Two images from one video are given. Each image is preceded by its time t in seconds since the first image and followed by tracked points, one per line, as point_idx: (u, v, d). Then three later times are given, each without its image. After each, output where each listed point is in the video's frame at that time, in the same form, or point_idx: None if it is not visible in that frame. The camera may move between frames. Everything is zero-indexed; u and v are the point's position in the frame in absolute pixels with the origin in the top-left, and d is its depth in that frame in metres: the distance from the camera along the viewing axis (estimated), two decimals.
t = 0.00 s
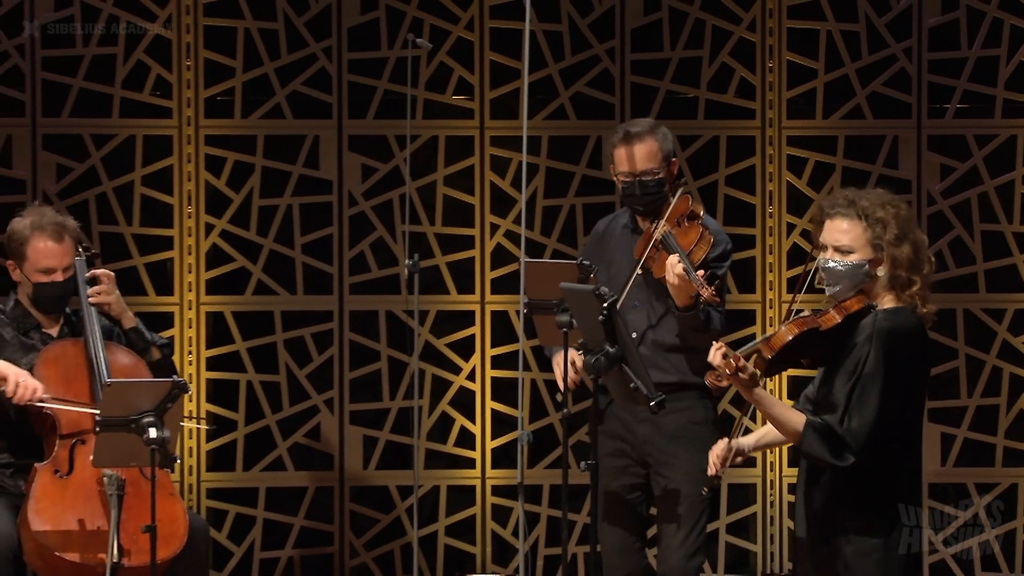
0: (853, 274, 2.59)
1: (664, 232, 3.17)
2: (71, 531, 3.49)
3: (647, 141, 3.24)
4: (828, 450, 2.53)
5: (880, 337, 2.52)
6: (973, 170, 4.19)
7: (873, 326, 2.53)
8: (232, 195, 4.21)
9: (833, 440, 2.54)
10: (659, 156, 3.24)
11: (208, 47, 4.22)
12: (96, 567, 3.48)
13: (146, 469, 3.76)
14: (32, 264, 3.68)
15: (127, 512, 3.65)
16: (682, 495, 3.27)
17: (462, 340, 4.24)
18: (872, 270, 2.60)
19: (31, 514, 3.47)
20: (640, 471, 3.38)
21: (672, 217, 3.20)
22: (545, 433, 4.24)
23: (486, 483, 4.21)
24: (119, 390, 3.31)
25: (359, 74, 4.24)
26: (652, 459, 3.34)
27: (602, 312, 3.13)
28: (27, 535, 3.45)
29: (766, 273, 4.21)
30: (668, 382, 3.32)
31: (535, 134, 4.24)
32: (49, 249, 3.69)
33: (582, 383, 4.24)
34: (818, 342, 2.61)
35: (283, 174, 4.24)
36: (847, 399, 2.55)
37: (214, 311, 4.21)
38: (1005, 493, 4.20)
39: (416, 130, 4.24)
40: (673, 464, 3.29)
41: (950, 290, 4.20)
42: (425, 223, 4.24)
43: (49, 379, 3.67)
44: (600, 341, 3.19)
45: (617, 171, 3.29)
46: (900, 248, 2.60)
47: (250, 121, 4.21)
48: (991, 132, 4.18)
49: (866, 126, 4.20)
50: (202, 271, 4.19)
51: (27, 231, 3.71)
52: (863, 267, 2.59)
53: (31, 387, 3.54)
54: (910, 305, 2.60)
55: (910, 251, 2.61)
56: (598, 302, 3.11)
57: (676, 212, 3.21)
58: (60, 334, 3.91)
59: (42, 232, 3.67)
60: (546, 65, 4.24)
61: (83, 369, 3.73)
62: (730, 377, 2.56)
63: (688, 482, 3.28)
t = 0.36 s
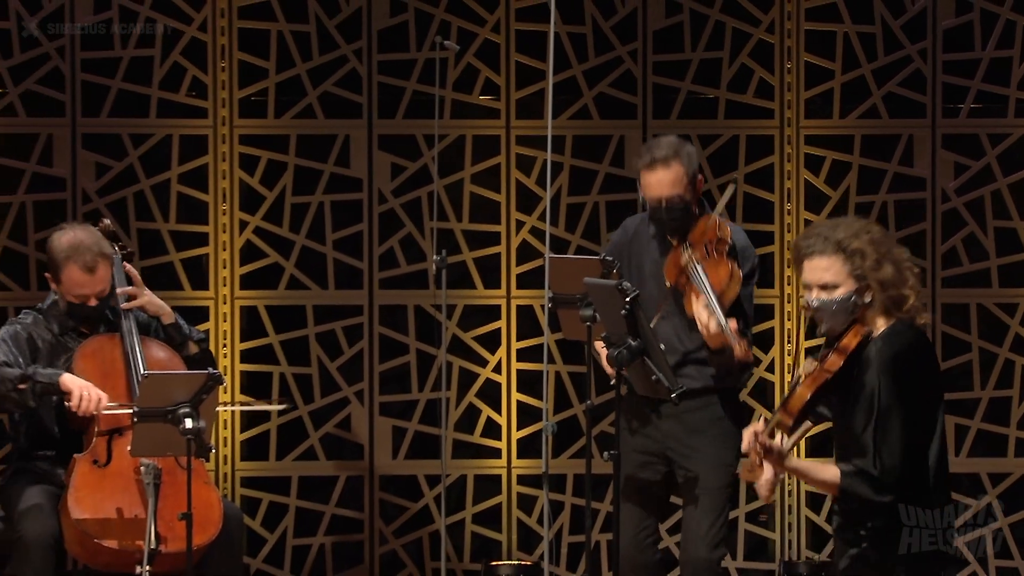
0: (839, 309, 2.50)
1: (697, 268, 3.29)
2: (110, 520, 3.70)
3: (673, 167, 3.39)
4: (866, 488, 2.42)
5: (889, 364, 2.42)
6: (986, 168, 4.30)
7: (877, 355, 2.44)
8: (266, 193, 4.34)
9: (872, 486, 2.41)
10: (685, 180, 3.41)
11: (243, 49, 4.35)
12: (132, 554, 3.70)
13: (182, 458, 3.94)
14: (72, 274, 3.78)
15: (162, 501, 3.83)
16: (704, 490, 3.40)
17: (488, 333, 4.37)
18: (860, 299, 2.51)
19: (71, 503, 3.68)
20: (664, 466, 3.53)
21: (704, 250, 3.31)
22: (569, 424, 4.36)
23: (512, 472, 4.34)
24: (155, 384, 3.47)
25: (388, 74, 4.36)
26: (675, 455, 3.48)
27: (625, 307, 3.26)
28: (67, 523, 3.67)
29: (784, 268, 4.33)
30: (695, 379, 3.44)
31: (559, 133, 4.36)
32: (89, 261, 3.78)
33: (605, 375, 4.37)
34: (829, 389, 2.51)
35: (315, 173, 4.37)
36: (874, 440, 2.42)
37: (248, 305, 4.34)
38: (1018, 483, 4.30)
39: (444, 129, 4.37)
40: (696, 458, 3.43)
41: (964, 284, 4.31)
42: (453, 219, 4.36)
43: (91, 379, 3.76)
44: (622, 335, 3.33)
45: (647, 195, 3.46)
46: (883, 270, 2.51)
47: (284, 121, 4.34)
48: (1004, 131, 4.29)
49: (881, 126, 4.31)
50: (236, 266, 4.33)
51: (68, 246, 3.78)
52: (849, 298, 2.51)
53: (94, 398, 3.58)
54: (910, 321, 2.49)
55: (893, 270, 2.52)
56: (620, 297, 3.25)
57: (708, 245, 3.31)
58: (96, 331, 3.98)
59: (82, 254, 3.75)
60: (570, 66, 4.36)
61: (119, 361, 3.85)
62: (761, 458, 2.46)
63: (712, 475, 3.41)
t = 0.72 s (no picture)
0: (820, 348, 2.80)
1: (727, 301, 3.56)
2: (145, 509, 3.88)
3: (692, 204, 3.58)
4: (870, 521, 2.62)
5: (873, 399, 2.63)
6: (998, 166, 4.42)
7: (860, 393, 2.65)
8: (297, 191, 4.47)
9: (871, 518, 2.62)
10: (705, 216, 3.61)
11: (274, 51, 4.48)
12: (166, 542, 3.88)
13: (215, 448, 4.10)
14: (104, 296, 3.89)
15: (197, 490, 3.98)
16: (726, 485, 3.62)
17: (513, 327, 4.50)
18: (835, 337, 2.79)
19: (109, 491, 3.87)
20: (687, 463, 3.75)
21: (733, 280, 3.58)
22: (591, 415, 4.49)
23: (535, 462, 4.47)
24: (191, 374, 3.63)
25: (416, 76, 4.49)
26: (698, 451, 3.71)
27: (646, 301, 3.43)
28: (105, 510, 3.85)
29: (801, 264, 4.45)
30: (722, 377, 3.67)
31: (582, 132, 4.49)
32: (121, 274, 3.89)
33: (626, 367, 4.49)
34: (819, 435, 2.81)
35: (344, 171, 4.50)
36: (866, 473, 2.63)
37: (280, 299, 4.47)
38: None
39: (470, 129, 4.50)
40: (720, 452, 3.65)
41: (977, 279, 4.43)
42: (478, 216, 4.49)
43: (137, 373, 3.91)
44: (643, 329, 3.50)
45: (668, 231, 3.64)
46: (850, 308, 2.73)
47: (314, 121, 4.47)
48: (1016, 130, 4.40)
49: (896, 125, 4.43)
50: (268, 262, 4.46)
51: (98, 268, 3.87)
52: (826, 338, 2.79)
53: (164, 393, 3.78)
54: (892, 352, 2.71)
55: (862, 305, 2.74)
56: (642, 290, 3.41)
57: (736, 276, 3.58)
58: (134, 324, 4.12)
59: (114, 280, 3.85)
60: (593, 68, 4.49)
61: (156, 354, 3.99)
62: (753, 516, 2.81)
63: (734, 468, 3.62)
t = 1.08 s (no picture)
0: (875, 324, 2.84)
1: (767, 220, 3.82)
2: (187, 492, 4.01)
3: (747, 130, 3.82)
4: (884, 498, 2.75)
5: (912, 385, 2.72)
6: (1014, 162, 4.54)
7: (902, 376, 2.74)
8: (331, 186, 4.60)
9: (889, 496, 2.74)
10: (756, 146, 3.84)
11: (309, 50, 4.60)
12: (206, 525, 4.01)
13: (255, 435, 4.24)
14: (147, 249, 4.17)
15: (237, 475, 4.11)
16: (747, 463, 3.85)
17: (541, 318, 4.63)
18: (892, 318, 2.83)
19: (152, 475, 3.99)
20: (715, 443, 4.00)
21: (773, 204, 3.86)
22: (617, 404, 4.62)
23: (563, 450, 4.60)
24: (228, 364, 3.79)
25: (446, 74, 4.62)
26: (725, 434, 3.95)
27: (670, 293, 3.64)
28: (148, 493, 3.97)
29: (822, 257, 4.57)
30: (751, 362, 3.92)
31: (608, 129, 4.61)
32: (163, 224, 4.18)
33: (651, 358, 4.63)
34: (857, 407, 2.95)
35: (376, 167, 4.63)
36: (893, 454, 2.74)
37: (314, 291, 4.60)
38: None
39: (499, 126, 4.62)
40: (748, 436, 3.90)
41: (993, 272, 4.54)
42: (507, 211, 4.62)
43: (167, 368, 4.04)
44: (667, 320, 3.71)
45: (716, 157, 3.88)
46: (911, 294, 2.79)
47: (347, 118, 4.60)
48: None
49: (914, 122, 4.55)
50: (303, 255, 4.59)
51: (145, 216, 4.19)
52: (884, 316, 2.83)
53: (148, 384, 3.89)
54: (940, 343, 2.76)
55: (923, 293, 2.79)
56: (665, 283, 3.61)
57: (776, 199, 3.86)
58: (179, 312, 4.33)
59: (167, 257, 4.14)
60: (618, 66, 4.61)
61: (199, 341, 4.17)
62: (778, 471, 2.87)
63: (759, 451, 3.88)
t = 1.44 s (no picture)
0: (940, 275, 3.27)
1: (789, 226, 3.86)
2: (235, 478, 4.13)
3: (765, 139, 3.94)
4: (961, 437, 3.10)
5: (982, 323, 3.09)
6: None
7: (971, 316, 3.12)
8: (374, 181, 4.71)
9: (963, 430, 3.10)
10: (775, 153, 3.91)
11: (352, 48, 4.71)
12: (255, 509, 4.11)
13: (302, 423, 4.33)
14: (192, 246, 4.26)
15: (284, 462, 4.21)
16: (784, 457, 4.03)
17: (579, 310, 4.74)
18: (959, 269, 3.26)
19: (203, 462, 4.12)
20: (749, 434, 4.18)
21: (795, 211, 3.88)
22: (654, 395, 4.73)
23: (601, 439, 4.70)
24: (274, 355, 3.87)
25: (487, 72, 4.72)
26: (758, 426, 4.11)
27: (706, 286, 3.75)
28: (199, 479, 4.11)
29: (854, 251, 4.67)
30: (783, 357, 4.07)
31: (645, 125, 4.70)
32: (205, 219, 4.26)
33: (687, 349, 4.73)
34: (929, 353, 3.29)
35: (418, 162, 4.74)
36: (967, 389, 3.10)
37: (358, 284, 4.71)
38: None
39: (538, 122, 4.72)
40: (781, 429, 4.06)
41: None
42: (546, 206, 4.72)
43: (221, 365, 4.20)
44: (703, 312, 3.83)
45: (738, 166, 3.97)
46: (981, 243, 3.22)
47: (390, 115, 4.71)
48: None
49: (946, 117, 4.64)
50: (347, 248, 4.69)
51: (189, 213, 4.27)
52: (949, 269, 3.27)
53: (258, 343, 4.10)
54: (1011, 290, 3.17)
55: (992, 244, 3.22)
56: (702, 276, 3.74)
57: (798, 206, 3.88)
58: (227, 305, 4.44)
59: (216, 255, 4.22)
60: (655, 64, 4.70)
61: (249, 330, 4.25)
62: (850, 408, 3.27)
63: (791, 442, 4.04)
